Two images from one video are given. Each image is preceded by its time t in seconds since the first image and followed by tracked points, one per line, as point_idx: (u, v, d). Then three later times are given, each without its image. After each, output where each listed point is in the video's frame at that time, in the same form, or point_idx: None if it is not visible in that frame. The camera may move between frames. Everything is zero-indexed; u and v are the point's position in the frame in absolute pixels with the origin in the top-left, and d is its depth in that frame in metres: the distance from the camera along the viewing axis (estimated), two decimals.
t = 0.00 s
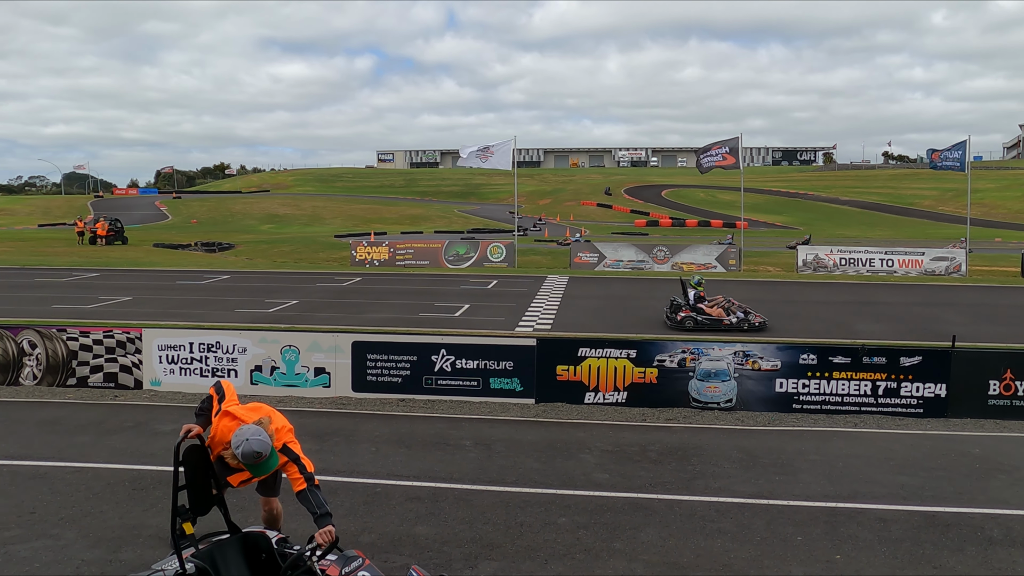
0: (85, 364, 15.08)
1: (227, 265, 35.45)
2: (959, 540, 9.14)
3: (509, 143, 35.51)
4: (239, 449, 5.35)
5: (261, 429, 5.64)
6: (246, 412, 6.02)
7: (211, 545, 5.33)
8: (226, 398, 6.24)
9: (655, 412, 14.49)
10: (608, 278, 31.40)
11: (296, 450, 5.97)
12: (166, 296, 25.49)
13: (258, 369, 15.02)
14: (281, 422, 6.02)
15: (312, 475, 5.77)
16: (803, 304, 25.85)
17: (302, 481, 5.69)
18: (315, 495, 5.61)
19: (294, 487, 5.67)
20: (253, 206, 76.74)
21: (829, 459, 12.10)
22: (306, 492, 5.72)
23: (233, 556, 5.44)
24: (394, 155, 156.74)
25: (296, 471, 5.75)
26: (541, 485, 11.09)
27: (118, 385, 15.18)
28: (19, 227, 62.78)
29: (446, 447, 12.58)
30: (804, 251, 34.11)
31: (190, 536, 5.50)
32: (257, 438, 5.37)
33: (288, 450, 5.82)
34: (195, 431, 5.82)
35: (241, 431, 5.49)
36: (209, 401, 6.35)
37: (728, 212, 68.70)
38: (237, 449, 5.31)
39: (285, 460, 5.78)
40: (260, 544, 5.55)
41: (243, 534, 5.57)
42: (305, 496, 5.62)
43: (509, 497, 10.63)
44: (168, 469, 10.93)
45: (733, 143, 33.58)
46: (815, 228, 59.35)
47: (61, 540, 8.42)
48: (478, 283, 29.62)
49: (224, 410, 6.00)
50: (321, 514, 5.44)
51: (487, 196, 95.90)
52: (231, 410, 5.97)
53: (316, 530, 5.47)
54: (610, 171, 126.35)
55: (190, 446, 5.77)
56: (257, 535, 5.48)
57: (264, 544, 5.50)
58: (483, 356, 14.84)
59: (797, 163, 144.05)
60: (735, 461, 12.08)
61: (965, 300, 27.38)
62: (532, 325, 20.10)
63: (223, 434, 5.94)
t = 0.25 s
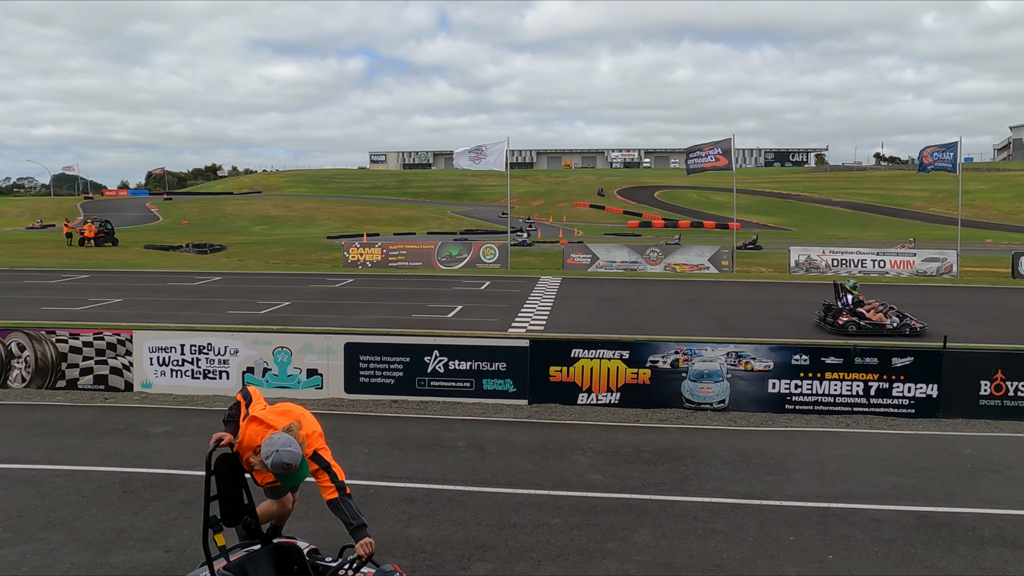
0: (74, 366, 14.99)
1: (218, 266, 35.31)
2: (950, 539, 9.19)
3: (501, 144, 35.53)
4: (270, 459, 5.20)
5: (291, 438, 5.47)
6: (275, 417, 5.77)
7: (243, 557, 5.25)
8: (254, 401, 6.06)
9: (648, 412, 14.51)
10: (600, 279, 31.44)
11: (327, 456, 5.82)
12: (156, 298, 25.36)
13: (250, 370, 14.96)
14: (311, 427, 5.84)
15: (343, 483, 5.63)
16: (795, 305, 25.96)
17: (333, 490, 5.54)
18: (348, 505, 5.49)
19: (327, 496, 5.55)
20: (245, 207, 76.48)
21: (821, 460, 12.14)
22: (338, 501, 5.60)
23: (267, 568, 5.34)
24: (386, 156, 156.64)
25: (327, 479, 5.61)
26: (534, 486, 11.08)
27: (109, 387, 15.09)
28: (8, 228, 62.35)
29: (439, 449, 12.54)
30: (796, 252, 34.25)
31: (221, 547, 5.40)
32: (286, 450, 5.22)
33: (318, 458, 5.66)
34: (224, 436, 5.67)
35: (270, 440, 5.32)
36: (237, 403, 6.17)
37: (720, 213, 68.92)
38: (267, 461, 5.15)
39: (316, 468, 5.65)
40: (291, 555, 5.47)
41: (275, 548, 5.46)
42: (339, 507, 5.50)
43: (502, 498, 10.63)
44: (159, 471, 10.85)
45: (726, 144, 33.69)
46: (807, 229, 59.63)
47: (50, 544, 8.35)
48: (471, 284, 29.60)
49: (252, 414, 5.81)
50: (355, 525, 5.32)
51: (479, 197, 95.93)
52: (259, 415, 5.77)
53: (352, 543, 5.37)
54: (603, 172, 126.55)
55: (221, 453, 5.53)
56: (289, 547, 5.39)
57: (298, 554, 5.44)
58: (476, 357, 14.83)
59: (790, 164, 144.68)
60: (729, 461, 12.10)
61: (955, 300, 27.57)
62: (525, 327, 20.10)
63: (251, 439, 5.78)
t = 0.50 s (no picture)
0: (72, 367, 14.97)
1: (214, 267, 35.27)
2: (947, 539, 9.22)
3: (498, 144, 35.55)
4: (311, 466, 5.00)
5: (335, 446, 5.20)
6: (319, 426, 5.66)
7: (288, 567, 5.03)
8: (300, 410, 5.97)
9: (645, 413, 14.52)
10: (597, 280, 31.46)
11: (374, 467, 5.56)
12: (153, 299, 25.31)
13: (247, 371, 14.96)
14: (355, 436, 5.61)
15: (391, 495, 5.36)
16: (792, 305, 26.00)
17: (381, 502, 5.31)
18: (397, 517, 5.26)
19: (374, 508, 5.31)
20: (241, 208, 76.36)
21: (818, 459, 12.18)
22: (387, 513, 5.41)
23: None
24: (383, 157, 156.59)
25: (375, 490, 5.37)
26: (532, 487, 11.09)
27: (106, 388, 15.07)
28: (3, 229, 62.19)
29: (436, 450, 12.53)
30: (793, 252, 34.29)
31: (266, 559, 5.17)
32: (331, 458, 4.89)
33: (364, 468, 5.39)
34: (269, 445, 5.60)
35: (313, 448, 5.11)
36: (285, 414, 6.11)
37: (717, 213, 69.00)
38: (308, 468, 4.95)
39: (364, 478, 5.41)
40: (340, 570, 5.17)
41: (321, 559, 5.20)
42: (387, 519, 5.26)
43: (500, 499, 10.64)
44: (157, 472, 10.84)
45: (723, 145, 33.75)
46: (804, 230, 59.70)
47: (48, 546, 8.35)
48: (468, 285, 29.59)
49: (296, 422, 5.71)
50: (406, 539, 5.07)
51: (476, 198, 95.91)
52: (303, 423, 5.68)
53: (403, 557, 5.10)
54: (600, 173, 126.60)
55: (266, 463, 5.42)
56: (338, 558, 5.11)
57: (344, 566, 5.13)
58: (474, 357, 14.84)
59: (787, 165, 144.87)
60: (726, 461, 12.13)
61: (952, 300, 27.63)
62: (522, 327, 20.11)
63: (296, 448, 5.66)
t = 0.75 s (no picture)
0: (70, 368, 14.95)
1: (212, 267, 35.23)
2: (945, 538, 9.24)
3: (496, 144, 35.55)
4: (360, 473, 5.01)
5: (382, 452, 5.26)
6: (363, 431, 5.61)
7: None
8: (342, 416, 5.89)
9: (643, 413, 14.54)
10: (595, 279, 31.47)
11: (420, 473, 5.64)
12: (150, 299, 25.26)
13: (245, 372, 14.96)
14: (400, 441, 5.61)
15: (439, 504, 5.46)
16: (790, 305, 26.03)
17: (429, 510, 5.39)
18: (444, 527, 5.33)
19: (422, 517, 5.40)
20: (239, 208, 76.22)
21: (816, 459, 12.21)
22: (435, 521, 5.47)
23: None
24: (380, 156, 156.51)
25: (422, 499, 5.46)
26: (530, 486, 11.10)
27: (104, 388, 15.06)
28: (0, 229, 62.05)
29: (434, 450, 12.50)
30: (791, 252, 34.32)
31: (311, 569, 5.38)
32: (377, 463, 5.03)
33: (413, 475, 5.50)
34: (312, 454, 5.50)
35: (360, 452, 5.17)
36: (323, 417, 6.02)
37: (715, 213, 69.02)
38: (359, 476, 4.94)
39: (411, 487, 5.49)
40: None
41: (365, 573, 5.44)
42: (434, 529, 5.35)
43: (498, 499, 10.64)
44: (155, 473, 10.84)
45: (721, 145, 33.78)
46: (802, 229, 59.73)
47: (47, 546, 8.35)
48: (466, 285, 29.59)
49: (340, 428, 5.63)
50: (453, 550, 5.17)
51: (474, 198, 95.85)
52: (346, 428, 5.60)
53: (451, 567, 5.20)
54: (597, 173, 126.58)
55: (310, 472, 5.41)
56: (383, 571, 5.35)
57: None
58: (471, 357, 14.85)
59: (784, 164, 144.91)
60: (724, 461, 12.14)
61: (949, 300, 27.67)
62: (520, 327, 20.12)
63: (341, 455, 5.59)
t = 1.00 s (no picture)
0: (70, 369, 14.96)
1: (211, 268, 35.25)
2: (944, 538, 9.27)
3: (494, 145, 35.57)
4: (414, 481, 4.88)
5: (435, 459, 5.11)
6: (417, 441, 5.48)
7: None
8: (396, 428, 5.79)
9: (642, 413, 14.56)
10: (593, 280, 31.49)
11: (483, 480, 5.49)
12: (148, 300, 25.26)
13: (244, 373, 14.97)
14: (458, 448, 5.44)
15: (503, 513, 5.31)
16: (788, 305, 26.05)
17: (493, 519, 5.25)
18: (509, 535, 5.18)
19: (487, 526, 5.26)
20: (237, 209, 76.24)
21: (816, 459, 12.23)
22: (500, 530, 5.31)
23: None
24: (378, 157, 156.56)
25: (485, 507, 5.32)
26: (528, 487, 11.12)
27: (104, 390, 15.07)
28: None
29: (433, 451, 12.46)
30: (789, 253, 34.34)
31: None
32: (429, 471, 4.85)
33: (475, 483, 5.35)
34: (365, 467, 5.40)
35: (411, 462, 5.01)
36: (378, 432, 5.92)
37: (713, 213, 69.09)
38: (412, 484, 4.81)
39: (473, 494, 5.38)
40: None
41: None
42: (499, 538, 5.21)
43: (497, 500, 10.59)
44: (155, 474, 10.84)
45: (719, 145, 33.82)
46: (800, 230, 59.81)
47: (47, 548, 8.36)
48: (464, 285, 29.61)
49: (394, 442, 5.51)
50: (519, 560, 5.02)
51: (472, 199, 95.90)
52: (401, 441, 5.49)
53: None
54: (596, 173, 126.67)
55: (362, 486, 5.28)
56: None
57: None
58: (470, 358, 14.86)
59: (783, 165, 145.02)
60: (722, 461, 12.16)
61: (947, 300, 27.71)
62: (518, 327, 20.15)
63: (398, 468, 5.47)
